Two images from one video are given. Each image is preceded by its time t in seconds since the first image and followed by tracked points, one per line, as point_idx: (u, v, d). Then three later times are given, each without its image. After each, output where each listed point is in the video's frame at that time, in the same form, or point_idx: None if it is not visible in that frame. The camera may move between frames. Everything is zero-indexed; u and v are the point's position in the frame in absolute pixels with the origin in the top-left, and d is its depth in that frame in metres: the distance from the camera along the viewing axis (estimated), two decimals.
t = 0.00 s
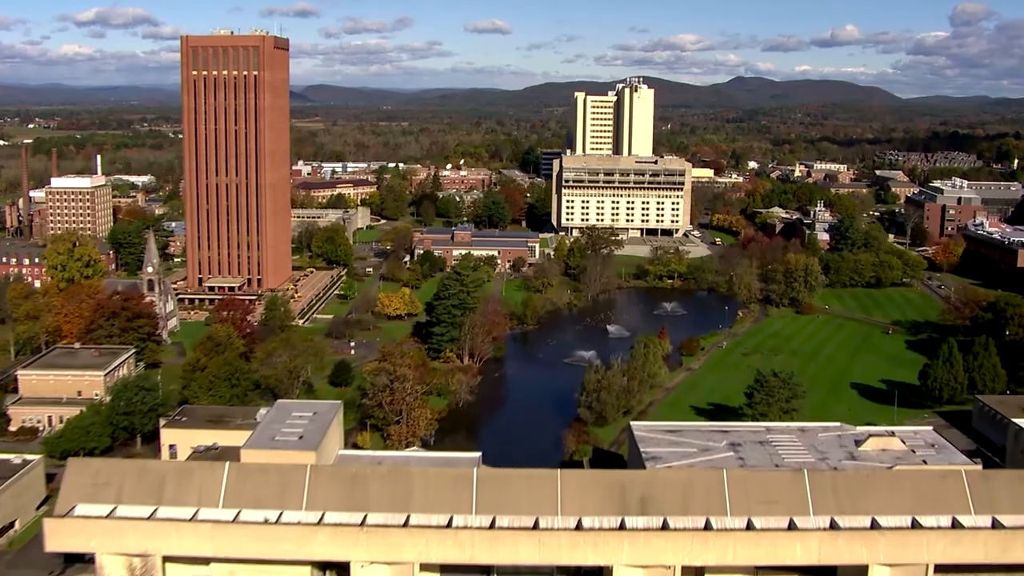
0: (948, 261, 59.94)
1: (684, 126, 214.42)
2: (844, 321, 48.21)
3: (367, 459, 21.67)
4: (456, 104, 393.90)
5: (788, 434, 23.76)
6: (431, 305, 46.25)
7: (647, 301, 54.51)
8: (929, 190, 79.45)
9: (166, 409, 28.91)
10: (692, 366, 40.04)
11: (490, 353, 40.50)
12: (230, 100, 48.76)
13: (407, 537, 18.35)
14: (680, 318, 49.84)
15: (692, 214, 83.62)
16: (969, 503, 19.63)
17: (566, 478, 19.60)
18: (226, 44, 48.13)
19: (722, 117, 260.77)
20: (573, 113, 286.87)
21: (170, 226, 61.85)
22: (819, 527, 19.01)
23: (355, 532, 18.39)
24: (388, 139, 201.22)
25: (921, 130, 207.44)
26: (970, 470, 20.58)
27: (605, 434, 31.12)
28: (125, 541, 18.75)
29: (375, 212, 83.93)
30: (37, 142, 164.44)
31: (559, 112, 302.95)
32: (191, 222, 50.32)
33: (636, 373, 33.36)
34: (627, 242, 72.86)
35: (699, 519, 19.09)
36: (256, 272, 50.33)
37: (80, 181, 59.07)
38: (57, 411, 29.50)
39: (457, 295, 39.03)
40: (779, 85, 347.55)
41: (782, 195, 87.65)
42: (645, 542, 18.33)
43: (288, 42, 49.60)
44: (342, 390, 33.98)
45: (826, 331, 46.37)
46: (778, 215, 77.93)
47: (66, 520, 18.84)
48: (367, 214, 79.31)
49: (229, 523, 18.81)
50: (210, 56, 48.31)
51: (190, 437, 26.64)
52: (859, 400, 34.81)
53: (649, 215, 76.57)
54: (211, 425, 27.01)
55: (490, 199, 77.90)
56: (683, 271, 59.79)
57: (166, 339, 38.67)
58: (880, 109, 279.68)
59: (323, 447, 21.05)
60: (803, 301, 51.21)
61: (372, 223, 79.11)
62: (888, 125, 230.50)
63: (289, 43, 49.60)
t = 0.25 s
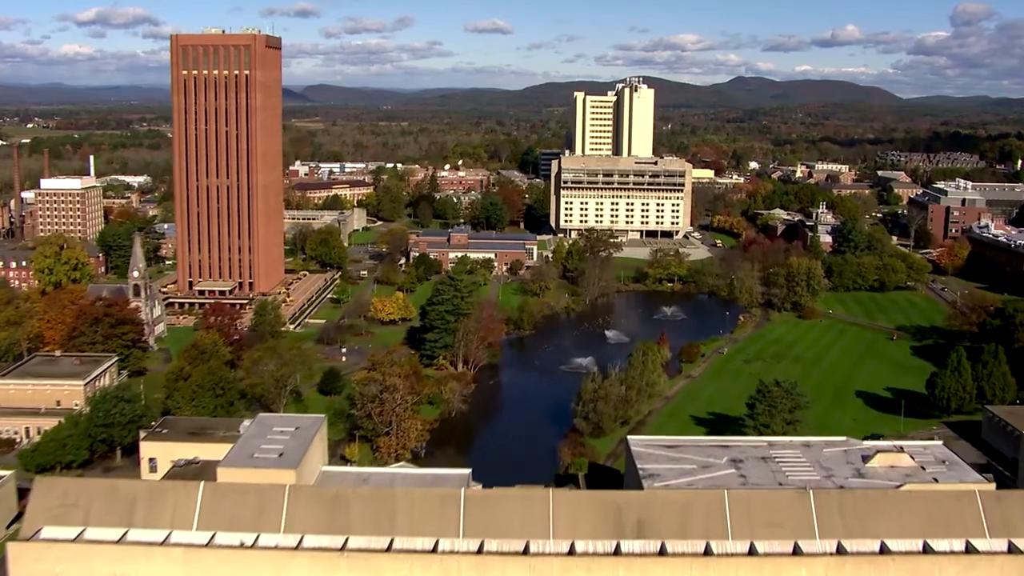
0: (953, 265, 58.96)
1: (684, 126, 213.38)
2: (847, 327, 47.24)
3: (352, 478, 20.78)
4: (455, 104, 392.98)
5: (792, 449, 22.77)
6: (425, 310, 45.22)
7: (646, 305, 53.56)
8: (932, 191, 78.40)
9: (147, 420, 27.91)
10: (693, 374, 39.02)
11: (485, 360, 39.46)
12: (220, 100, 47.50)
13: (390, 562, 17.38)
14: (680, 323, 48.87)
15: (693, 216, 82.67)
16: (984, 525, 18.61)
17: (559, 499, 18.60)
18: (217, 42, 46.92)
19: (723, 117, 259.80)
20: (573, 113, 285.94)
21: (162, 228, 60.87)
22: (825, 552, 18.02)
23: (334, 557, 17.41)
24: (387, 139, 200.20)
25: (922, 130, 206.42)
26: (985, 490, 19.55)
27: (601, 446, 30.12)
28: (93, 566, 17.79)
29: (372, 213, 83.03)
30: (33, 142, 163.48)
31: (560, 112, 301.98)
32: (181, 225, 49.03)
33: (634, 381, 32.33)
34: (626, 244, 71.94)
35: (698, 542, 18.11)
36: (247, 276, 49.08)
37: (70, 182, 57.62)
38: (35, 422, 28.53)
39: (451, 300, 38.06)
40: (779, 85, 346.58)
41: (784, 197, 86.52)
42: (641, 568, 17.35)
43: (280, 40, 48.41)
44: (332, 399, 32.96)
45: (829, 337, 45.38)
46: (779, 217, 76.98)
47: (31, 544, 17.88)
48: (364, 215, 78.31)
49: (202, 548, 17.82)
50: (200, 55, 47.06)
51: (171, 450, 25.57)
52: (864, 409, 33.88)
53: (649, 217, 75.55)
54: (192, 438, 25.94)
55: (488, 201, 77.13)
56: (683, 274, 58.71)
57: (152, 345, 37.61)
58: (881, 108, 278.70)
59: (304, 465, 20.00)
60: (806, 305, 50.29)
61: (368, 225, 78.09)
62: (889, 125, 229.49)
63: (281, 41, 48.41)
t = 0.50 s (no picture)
0: (957, 268, 58.18)
1: (684, 126, 212.65)
2: (850, 333, 46.43)
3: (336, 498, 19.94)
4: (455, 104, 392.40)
5: (795, 464, 21.89)
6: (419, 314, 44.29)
7: (645, 309, 52.77)
8: (935, 192, 77.64)
9: (129, 431, 27.05)
10: (692, 381, 38.16)
11: (479, 367, 38.54)
12: (211, 100, 46.17)
13: None
14: (680, 328, 48.06)
15: (692, 218, 81.89)
16: (998, 547, 17.70)
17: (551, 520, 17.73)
18: (208, 41, 45.54)
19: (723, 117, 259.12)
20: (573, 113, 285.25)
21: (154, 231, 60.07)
22: None
23: None
24: (386, 139, 199.65)
25: (924, 130, 205.64)
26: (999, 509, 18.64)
27: (598, 457, 29.23)
28: None
29: (368, 214, 82.39)
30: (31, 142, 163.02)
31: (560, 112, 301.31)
32: (171, 227, 47.72)
33: (632, 390, 31.43)
34: (625, 246, 71.19)
35: (697, 565, 17.23)
36: (239, 280, 47.86)
37: (62, 185, 55.96)
38: (14, 432, 27.74)
39: (444, 305, 37.07)
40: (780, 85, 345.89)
41: (785, 198, 85.65)
42: None
43: (272, 39, 47.09)
44: (322, 408, 32.06)
45: (831, 343, 44.57)
46: (780, 218, 76.25)
47: None
48: (360, 217, 77.53)
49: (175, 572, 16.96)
50: (191, 54, 45.71)
51: (151, 463, 24.66)
52: (868, 417, 33.17)
53: (648, 219, 74.71)
54: (174, 450, 25.06)
55: (485, 202, 76.77)
56: (683, 277, 57.83)
57: (140, 351, 36.64)
58: (881, 108, 278.00)
59: (284, 482, 19.19)
60: (807, 309, 49.69)
61: (365, 226, 77.23)
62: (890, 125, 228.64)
63: (274, 41, 47.08)
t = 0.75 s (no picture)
0: (961, 271, 57.24)
1: (684, 126, 211.76)
2: (853, 340, 45.51)
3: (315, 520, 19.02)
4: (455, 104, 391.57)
5: (798, 482, 20.92)
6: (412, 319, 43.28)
7: (644, 314, 51.92)
8: (938, 193, 76.70)
9: (107, 443, 26.03)
10: (691, 389, 37.21)
11: (473, 373, 37.55)
12: (201, 100, 44.90)
13: None
14: (679, 333, 47.16)
15: (692, 219, 81.01)
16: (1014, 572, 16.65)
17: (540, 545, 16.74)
18: (197, 40, 44.28)
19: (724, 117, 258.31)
20: (573, 113, 284.44)
21: (145, 233, 59.14)
22: None
23: None
24: (385, 139, 198.72)
25: (925, 130, 204.80)
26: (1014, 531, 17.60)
27: (593, 470, 28.24)
28: None
29: (364, 216, 81.63)
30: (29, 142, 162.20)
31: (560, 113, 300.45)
32: (160, 230, 46.47)
33: (629, 400, 30.39)
34: (624, 249, 70.37)
35: None
36: (229, 283, 46.60)
37: (50, 185, 54.49)
38: None
39: (437, 311, 36.00)
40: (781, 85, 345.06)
41: (786, 199, 84.77)
42: None
43: (264, 39, 45.80)
44: (310, 418, 31.04)
45: (834, 350, 43.65)
46: (781, 220, 75.43)
47: None
48: (355, 219, 76.65)
49: None
50: (180, 53, 44.46)
51: (129, 478, 23.66)
52: (872, 426, 32.42)
53: (647, 221, 73.97)
54: (151, 463, 24.03)
55: (482, 204, 75.92)
56: (683, 281, 56.99)
57: (124, 358, 35.53)
58: (882, 108, 277.22)
59: (260, 503, 18.23)
60: (810, 314, 48.94)
61: (361, 228, 76.28)
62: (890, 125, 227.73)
63: (265, 40, 45.78)
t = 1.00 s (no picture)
0: (965, 274, 56.47)
1: (684, 126, 210.94)
2: (855, 346, 44.73)
3: (294, 540, 18.18)
4: (455, 104, 391.05)
5: (800, 498, 20.07)
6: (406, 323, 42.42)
7: (643, 318, 51.23)
8: (941, 195, 75.90)
9: (86, 454, 25.10)
10: (690, 396, 36.39)
11: (467, 380, 36.68)
12: (191, 100, 43.90)
13: None
14: (678, 339, 46.39)
15: (692, 221, 80.24)
16: None
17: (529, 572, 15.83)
18: (187, 40, 43.31)
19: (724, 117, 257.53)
20: (573, 114, 283.76)
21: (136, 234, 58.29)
22: None
23: None
24: (385, 140, 198.29)
25: (926, 130, 204.05)
26: None
27: (588, 482, 27.39)
28: None
29: (361, 217, 80.98)
30: (27, 143, 161.69)
31: (560, 112, 299.98)
32: (150, 232, 45.33)
33: (626, 408, 29.54)
34: (623, 251, 69.68)
35: None
36: (220, 287, 45.46)
37: (40, 187, 53.00)
38: None
39: (429, 316, 35.11)
40: (781, 84, 344.28)
41: (787, 200, 83.96)
42: None
43: (255, 38, 44.82)
44: (298, 426, 30.11)
45: (835, 356, 43.00)
46: (782, 222, 74.71)
47: None
48: (351, 220, 75.95)
49: None
50: (169, 53, 43.53)
51: (107, 492, 22.72)
52: (875, 434, 31.80)
53: (646, 222, 73.24)
54: (130, 477, 23.03)
55: (479, 205, 75.24)
56: (682, 283, 56.21)
57: (110, 364, 34.54)
58: (882, 108, 276.62)
59: (236, 524, 17.33)
60: (811, 318, 48.28)
61: (357, 230, 75.45)
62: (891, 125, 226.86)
63: (256, 39, 44.72)
